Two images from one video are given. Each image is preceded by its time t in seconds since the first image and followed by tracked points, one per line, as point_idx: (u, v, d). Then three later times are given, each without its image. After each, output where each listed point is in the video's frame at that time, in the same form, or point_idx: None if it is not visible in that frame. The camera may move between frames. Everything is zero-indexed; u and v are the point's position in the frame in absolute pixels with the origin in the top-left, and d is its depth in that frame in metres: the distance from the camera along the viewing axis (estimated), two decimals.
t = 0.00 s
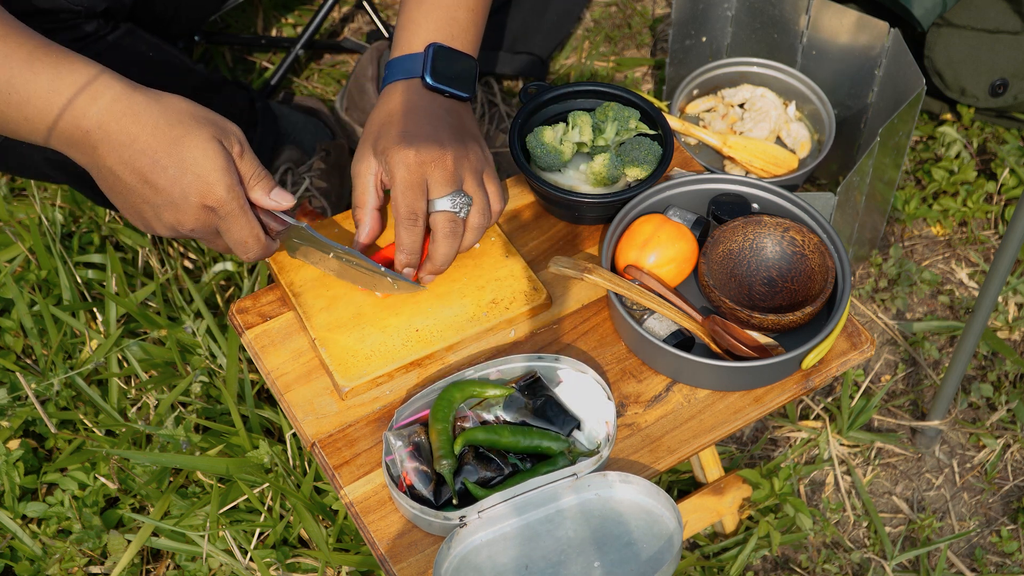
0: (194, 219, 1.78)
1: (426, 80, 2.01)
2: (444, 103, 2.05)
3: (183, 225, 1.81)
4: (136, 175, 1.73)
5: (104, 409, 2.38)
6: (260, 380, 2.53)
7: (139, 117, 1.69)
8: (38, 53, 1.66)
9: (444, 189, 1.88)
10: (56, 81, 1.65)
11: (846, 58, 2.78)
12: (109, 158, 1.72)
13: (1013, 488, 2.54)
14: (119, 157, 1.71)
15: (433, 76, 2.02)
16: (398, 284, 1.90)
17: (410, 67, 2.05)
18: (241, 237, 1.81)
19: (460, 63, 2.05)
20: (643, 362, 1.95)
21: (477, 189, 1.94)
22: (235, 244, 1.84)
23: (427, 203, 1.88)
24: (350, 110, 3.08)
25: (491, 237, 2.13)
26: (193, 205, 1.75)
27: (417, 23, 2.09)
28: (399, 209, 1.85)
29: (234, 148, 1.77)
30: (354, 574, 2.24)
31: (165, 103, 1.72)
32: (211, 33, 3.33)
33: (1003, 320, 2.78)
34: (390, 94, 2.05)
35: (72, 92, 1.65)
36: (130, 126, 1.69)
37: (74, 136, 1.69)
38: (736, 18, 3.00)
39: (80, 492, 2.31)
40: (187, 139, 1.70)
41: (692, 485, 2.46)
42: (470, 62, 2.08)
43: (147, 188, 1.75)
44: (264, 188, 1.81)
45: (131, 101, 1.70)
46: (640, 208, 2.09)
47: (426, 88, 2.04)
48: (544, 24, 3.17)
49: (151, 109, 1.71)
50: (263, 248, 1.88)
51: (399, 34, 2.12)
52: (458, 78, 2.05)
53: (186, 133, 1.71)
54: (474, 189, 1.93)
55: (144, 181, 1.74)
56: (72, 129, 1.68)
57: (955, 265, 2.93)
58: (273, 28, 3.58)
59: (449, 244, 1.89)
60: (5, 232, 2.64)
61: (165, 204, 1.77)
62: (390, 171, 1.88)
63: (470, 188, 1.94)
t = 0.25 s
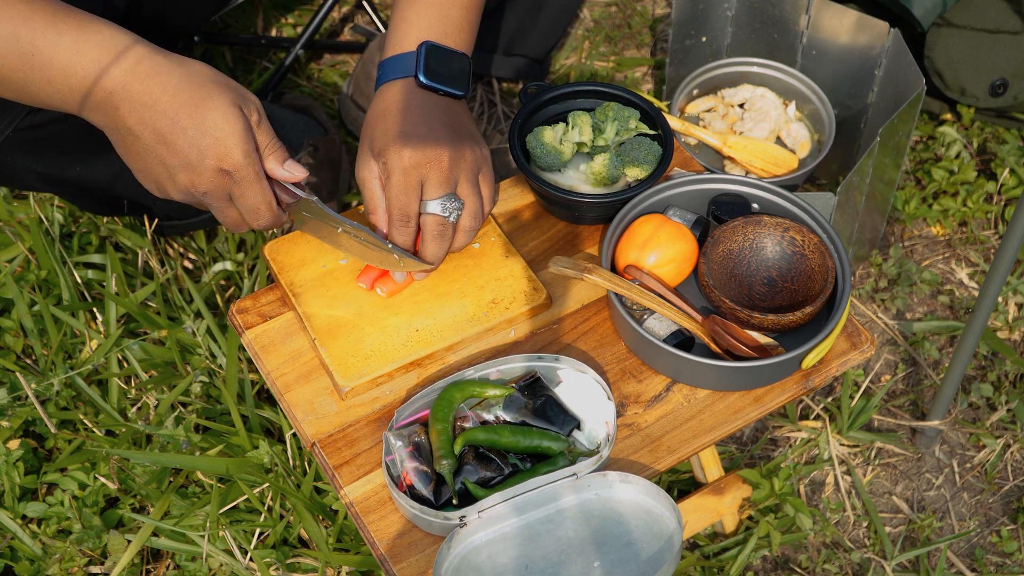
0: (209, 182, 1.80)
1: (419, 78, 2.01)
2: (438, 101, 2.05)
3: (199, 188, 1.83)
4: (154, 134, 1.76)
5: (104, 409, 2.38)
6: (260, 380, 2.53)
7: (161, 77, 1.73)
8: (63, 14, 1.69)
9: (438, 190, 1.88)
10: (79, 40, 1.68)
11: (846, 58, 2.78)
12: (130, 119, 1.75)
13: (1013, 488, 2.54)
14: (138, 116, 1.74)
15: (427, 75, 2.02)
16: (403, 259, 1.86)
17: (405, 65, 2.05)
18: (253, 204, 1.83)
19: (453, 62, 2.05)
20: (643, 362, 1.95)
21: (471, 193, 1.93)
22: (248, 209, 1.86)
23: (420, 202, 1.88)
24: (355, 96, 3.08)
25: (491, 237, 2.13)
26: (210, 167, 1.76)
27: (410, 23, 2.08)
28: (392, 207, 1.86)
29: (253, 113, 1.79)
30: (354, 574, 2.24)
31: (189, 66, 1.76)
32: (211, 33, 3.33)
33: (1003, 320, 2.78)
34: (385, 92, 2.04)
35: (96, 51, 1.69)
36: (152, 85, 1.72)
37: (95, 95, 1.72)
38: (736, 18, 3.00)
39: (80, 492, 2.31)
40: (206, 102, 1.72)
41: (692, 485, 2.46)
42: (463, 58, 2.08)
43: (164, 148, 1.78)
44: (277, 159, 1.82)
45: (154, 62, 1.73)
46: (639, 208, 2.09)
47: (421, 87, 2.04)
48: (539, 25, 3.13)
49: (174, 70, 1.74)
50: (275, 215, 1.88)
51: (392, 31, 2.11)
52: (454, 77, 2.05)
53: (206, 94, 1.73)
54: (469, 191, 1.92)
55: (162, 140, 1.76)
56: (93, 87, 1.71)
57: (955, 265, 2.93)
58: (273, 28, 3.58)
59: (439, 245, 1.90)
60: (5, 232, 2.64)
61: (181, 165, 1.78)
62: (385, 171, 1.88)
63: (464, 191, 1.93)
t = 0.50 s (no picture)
0: (219, 155, 1.81)
1: (416, 75, 2.01)
2: (437, 97, 2.05)
3: (203, 164, 1.83)
4: (168, 103, 1.78)
5: (104, 409, 2.38)
6: (260, 380, 2.53)
7: (181, 52, 1.79)
8: None
9: (426, 203, 1.87)
10: (103, 10, 1.73)
11: (846, 57, 2.78)
12: (143, 88, 1.77)
13: (1013, 488, 2.54)
14: (155, 85, 1.77)
15: (424, 71, 2.02)
16: (391, 264, 1.89)
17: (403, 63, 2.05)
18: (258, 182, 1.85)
19: (449, 57, 2.05)
20: (644, 362, 1.95)
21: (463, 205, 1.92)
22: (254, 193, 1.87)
23: (409, 211, 1.89)
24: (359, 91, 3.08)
25: (491, 237, 2.13)
26: (222, 138, 1.79)
27: (413, 20, 2.08)
28: (383, 214, 1.89)
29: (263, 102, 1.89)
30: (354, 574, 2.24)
31: (206, 50, 1.84)
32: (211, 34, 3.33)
33: (1003, 320, 2.78)
34: (384, 89, 2.05)
35: (118, 21, 1.73)
36: (173, 57, 1.78)
37: (110, 63, 1.74)
38: (736, 18, 3.00)
39: (80, 492, 2.31)
40: (224, 79, 1.81)
41: (692, 485, 2.46)
42: (464, 54, 2.08)
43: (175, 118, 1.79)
44: (280, 148, 1.91)
45: (173, 39, 1.80)
46: (639, 208, 2.09)
47: (419, 83, 2.04)
48: (531, 32, 3.11)
49: (193, 49, 1.81)
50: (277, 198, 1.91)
51: (396, 28, 2.11)
52: (452, 72, 2.05)
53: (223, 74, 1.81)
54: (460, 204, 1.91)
55: (175, 110, 1.78)
56: (110, 56, 1.74)
57: (955, 265, 2.93)
58: (273, 28, 3.58)
59: (426, 256, 1.92)
60: (5, 232, 2.64)
61: (192, 134, 1.79)
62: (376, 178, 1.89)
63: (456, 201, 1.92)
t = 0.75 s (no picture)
0: (232, 150, 1.83)
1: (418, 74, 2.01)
2: (439, 97, 2.05)
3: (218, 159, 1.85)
4: (185, 100, 1.80)
5: (104, 409, 2.38)
6: (260, 380, 2.53)
7: (198, 49, 1.80)
8: None
9: (428, 197, 1.87)
10: (123, 8, 1.74)
11: (846, 57, 2.78)
12: (160, 84, 1.79)
13: (1013, 488, 2.54)
14: (172, 81, 1.78)
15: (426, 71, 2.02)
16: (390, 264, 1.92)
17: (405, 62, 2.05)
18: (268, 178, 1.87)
19: (452, 58, 2.04)
20: (643, 362, 1.95)
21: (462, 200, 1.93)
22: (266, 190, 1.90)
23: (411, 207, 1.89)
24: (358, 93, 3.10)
25: (491, 237, 2.13)
26: (236, 135, 1.81)
27: (417, 20, 2.08)
28: (384, 210, 1.89)
29: (278, 96, 1.90)
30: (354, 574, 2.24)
31: (223, 45, 1.85)
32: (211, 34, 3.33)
33: (1003, 320, 2.78)
34: (387, 88, 2.05)
35: (136, 17, 1.74)
36: (190, 54, 1.78)
37: (128, 60, 1.76)
38: (736, 18, 3.00)
39: (80, 492, 2.31)
40: (239, 74, 1.82)
41: (692, 485, 2.46)
42: (468, 54, 2.07)
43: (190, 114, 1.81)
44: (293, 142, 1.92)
45: (191, 34, 1.80)
46: (640, 207, 2.09)
47: (421, 83, 2.04)
48: (531, 35, 3.11)
49: (210, 45, 1.82)
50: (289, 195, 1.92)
51: (400, 28, 2.11)
52: (454, 72, 2.05)
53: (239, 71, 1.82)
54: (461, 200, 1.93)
55: (192, 106, 1.80)
56: (128, 53, 1.75)
57: (955, 265, 2.93)
58: (273, 28, 3.58)
59: (430, 252, 1.92)
60: (5, 232, 2.64)
61: (207, 130, 1.81)
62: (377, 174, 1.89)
63: (457, 196, 1.93)
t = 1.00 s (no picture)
0: (227, 151, 1.83)
1: (417, 77, 2.00)
2: (439, 101, 2.05)
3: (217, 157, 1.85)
4: (183, 100, 1.80)
5: (104, 409, 2.39)
6: (260, 380, 2.53)
7: (198, 50, 1.80)
8: None
9: (432, 198, 1.89)
10: (124, 7, 1.74)
11: (846, 58, 2.78)
12: (161, 85, 1.79)
13: (1013, 488, 2.54)
14: (171, 81, 1.79)
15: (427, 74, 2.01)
16: (384, 268, 1.90)
17: (404, 65, 2.05)
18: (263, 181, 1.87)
19: (452, 61, 2.04)
20: (643, 362, 1.95)
21: (462, 195, 1.95)
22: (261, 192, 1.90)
23: (413, 207, 1.90)
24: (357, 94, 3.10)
25: (491, 237, 2.13)
26: (232, 136, 1.81)
27: (415, 25, 2.08)
28: (384, 211, 1.88)
29: (277, 98, 1.90)
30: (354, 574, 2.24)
31: (224, 47, 1.85)
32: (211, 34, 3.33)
33: (1003, 320, 2.78)
34: (387, 92, 2.05)
35: (138, 18, 1.75)
36: (190, 55, 1.79)
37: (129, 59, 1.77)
38: (736, 18, 3.00)
39: (79, 492, 2.31)
40: (237, 76, 1.81)
41: (692, 485, 2.46)
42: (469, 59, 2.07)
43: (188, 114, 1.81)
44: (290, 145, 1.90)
45: (193, 35, 1.81)
46: (640, 208, 2.09)
47: (421, 87, 2.03)
48: (531, 36, 3.11)
49: (211, 46, 1.82)
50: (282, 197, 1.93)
51: (399, 32, 2.11)
52: (455, 77, 2.04)
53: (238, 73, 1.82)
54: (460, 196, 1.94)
55: (190, 106, 1.80)
56: (129, 53, 1.76)
57: (955, 265, 2.93)
58: (273, 28, 3.58)
59: (432, 251, 1.93)
60: (5, 232, 2.64)
61: (203, 130, 1.81)
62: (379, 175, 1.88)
63: (458, 196, 1.95)
